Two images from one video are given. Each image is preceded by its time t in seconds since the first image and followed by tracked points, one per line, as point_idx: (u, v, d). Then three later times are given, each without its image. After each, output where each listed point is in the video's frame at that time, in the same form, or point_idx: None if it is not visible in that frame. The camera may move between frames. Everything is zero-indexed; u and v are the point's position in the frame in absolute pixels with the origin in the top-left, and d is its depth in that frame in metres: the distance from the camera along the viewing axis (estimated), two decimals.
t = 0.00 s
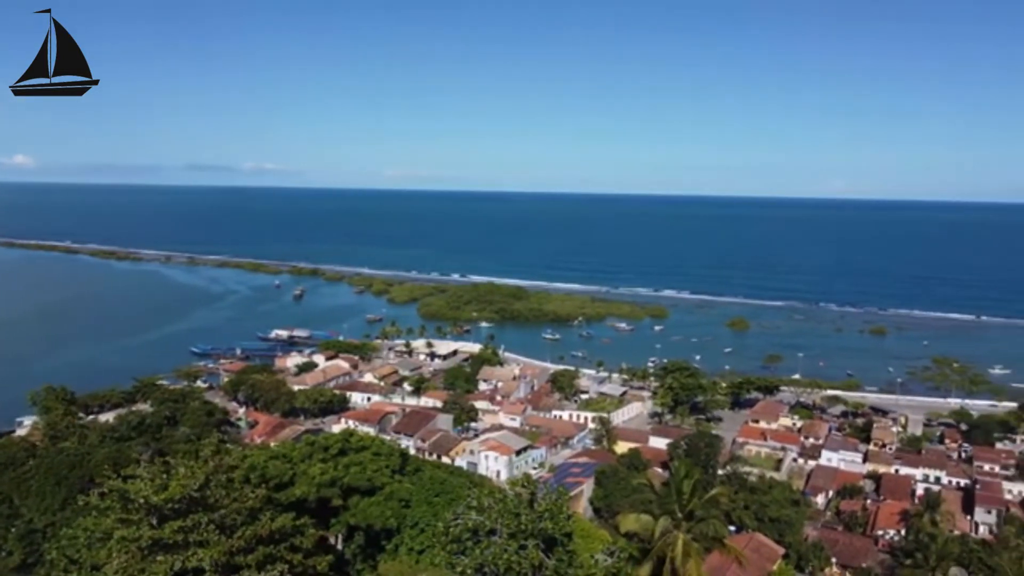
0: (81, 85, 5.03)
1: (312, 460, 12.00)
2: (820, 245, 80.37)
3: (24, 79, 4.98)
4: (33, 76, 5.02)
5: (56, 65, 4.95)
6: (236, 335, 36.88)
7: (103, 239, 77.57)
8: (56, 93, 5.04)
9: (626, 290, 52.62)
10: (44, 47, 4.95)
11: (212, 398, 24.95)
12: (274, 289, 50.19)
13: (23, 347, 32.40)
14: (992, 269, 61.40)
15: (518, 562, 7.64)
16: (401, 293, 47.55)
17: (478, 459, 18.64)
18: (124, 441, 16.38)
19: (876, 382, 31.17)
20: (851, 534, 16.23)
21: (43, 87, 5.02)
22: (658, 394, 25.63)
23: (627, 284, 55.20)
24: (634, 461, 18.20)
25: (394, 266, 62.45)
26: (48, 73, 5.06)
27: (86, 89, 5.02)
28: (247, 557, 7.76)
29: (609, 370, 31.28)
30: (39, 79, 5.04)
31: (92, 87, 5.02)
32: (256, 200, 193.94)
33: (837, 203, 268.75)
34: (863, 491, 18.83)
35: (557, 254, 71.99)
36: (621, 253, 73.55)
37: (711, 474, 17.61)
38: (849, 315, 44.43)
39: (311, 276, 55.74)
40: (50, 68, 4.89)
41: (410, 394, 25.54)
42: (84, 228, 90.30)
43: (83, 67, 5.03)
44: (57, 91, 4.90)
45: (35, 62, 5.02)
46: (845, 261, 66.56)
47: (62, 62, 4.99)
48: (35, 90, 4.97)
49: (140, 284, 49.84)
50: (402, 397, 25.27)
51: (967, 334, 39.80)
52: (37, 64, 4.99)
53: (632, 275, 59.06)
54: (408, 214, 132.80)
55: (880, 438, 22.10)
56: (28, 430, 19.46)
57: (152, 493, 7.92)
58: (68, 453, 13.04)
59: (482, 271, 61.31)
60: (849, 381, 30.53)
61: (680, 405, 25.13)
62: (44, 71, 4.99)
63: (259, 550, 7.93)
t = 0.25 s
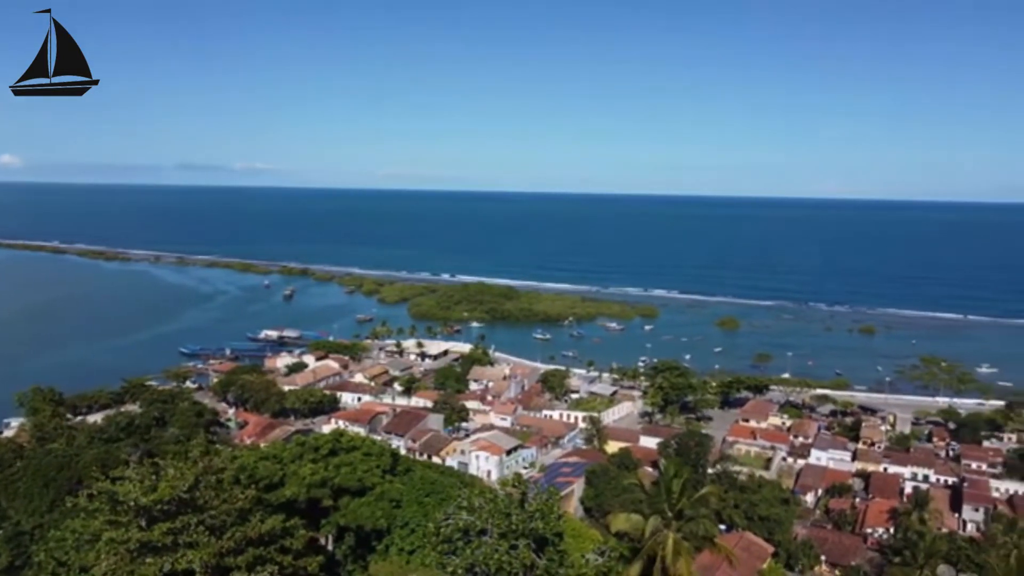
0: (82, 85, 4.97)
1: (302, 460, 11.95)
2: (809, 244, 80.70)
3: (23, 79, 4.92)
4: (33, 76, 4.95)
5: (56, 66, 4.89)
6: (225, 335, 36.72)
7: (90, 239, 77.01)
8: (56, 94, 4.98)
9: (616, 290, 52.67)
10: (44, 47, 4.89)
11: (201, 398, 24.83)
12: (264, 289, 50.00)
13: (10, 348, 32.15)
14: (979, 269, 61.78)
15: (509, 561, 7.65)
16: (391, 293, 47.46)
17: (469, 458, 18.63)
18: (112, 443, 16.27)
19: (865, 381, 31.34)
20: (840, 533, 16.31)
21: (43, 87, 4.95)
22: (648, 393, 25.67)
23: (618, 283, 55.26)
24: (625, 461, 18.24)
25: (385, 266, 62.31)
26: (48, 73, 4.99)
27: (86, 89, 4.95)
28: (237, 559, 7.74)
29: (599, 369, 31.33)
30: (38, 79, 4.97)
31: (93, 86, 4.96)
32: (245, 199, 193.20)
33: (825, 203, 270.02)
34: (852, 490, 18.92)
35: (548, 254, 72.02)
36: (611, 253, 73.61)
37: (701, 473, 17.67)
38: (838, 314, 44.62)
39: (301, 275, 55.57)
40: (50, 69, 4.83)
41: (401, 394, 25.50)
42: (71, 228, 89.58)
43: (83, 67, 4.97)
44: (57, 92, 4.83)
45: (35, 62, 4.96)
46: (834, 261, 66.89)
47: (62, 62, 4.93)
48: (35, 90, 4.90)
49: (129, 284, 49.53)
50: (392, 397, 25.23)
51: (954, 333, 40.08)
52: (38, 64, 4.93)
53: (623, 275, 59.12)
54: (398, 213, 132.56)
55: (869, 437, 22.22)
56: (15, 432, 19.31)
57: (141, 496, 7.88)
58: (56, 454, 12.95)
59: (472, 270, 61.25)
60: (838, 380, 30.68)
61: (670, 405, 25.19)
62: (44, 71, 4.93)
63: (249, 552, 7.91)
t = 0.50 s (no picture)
0: (82, 85, 5.01)
1: (291, 461, 11.91)
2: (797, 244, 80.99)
3: (23, 79, 4.96)
4: (33, 76, 4.99)
5: (56, 66, 4.93)
6: (213, 335, 36.54)
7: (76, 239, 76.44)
8: (56, 94, 5.02)
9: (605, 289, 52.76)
10: (44, 47, 4.94)
11: (189, 399, 24.69)
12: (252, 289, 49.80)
13: None
14: (966, 268, 62.20)
15: (499, 562, 7.63)
16: (380, 293, 47.36)
17: (459, 459, 18.62)
18: (98, 444, 16.17)
19: (852, 380, 31.53)
20: (828, 531, 16.38)
21: (43, 87, 4.99)
22: (637, 393, 25.72)
23: (607, 283, 55.33)
24: (614, 460, 18.28)
25: (374, 266, 62.18)
26: (48, 72, 5.04)
27: (86, 89, 4.99)
28: (225, 560, 7.70)
29: (588, 369, 31.37)
30: (38, 79, 5.01)
31: (93, 86, 4.99)
32: (233, 199, 192.29)
33: (813, 202, 271.33)
34: (839, 488, 19.02)
35: (537, 254, 72.05)
36: (600, 252, 73.72)
37: (689, 472, 17.72)
38: (826, 313, 44.86)
39: (289, 276, 55.37)
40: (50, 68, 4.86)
41: (390, 394, 25.45)
42: (55, 228, 88.86)
43: (84, 68, 5.02)
44: (59, 92, 4.87)
45: (35, 62, 4.99)
46: (821, 260, 67.27)
47: (63, 63, 4.98)
48: (35, 90, 4.94)
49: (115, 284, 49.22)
50: (381, 397, 25.19)
51: (940, 331, 40.37)
52: (37, 64, 4.96)
53: (612, 274, 59.22)
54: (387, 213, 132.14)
55: (857, 436, 22.35)
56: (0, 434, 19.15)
57: (128, 498, 7.82)
58: (41, 456, 12.84)
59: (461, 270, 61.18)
60: (825, 379, 30.84)
61: (659, 404, 25.25)
62: (44, 71, 4.96)
63: (237, 553, 7.88)
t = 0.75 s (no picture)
0: (81, 84, 5.28)
1: (281, 462, 11.87)
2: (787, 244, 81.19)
3: (24, 79, 5.24)
4: (33, 75, 5.28)
5: (56, 66, 5.19)
6: (202, 336, 36.42)
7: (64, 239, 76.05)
8: (56, 92, 5.31)
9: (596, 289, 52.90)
10: (44, 48, 5.20)
11: (177, 400, 24.58)
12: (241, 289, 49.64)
13: None
14: (954, 268, 62.49)
15: (490, 562, 7.62)
16: (370, 293, 47.28)
17: (449, 459, 18.61)
18: (86, 446, 16.10)
19: (841, 379, 31.68)
20: (817, 529, 16.45)
21: (43, 87, 5.28)
22: (627, 392, 25.81)
23: (597, 283, 55.41)
24: (604, 459, 18.32)
25: (365, 266, 62.12)
26: (49, 72, 5.34)
27: (84, 88, 5.25)
28: (215, 562, 7.67)
29: (579, 369, 31.41)
30: (39, 78, 5.30)
31: (90, 86, 5.24)
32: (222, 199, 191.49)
33: (803, 202, 272.12)
34: (828, 487, 19.11)
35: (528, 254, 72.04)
36: (591, 252, 73.83)
37: (679, 471, 17.76)
38: (815, 313, 45.09)
39: (279, 276, 55.25)
40: (49, 68, 5.11)
41: (380, 394, 25.41)
42: (43, 228, 88.36)
43: (82, 68, 5.27)
44: (57, 91, 5.13)
45: (36, 63, 5.28)
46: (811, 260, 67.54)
47: (62, 64, 5.24)
48: (35, 90, 5.23)
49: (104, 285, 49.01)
50: (371, 398, 25.15)
51: (928, 330, 40.63)
52: (38, 64, 5.25)
53: (603, 274, 59.35)
54: (379, 214, 131.90)
55: (846, 434, 22.47)
56: None
57: (116, 500, 7.77)
58: (29, 458, 12.77)
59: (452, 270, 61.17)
60: (814, 378, 30.98)
61: (649, 404, 25.32)
62: (44, 72, 5.25)
63: (227, 554, 7.85)
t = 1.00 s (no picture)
0: (82, 85, 5.16)
1: (267, 463, 11.80)
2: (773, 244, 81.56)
3: (24, 80, 5.12)
4: (33, 76, 5.16)
5: (57, 65, 5.07)
6: (188, 337, 36.18)
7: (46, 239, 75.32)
8: (56, 93, 5.19)
9: (583, 289, 52.95)
10: (44, 48, 5.09)
11: (163, 401, 24.42)
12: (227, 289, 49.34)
13: None
14: (938, 267, 63.02)
15: (478, 562, 7.62)
16: (357, 293, 47.13)
17: (437, 459, 18.60)
18: (70, 448, 15.96)
19: (827, 378, 31.88)
20: (803, 527, 16.55)
21: (43, 87, 5.16)
22: (615, 391, 25.85)
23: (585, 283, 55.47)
24: (592, 458, 18.38)
25: (352, 266, 61.87)
26: (48, 72, 5.19)
27: (85, 89, 5.15)
28: (201, 564, 7.61)
29: (566, 368, 31.45)
30: (38, 78, 5.17)
31: (92, 87, 5.14)
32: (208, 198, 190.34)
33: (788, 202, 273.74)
34: (814, 485, 19.23)
35: (514, 254, 72.00)
36: (578, 252, 73.89)
37: (666, 471, 17.81)
38: (801, 312, 45.32)
39: (265, 276, 54.98)
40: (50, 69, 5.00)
41: (367, 395, 25.35)
42: (26, 228, 87.46)
43: (83, 68, 5.16)
44: (58, 92, 5.02)
45: (35, 62, 5.16)
46: (796, 259, 67.88)
47: (62, 63, 5.13)
48: (35, 90, 5.11)
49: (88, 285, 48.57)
50: (358, 398, 25.10)
51: (912, 330, 40.95)
52: (38, 65, 5.13)
53: (590, 274, 59.40)
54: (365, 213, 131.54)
55: (831, 433, 22.61)
56: None
57: (101, 502, 7.71)
58: (12, 461, 12.66)
59: (439, 270, 61.03)
60: (800, 377, 31.14)
61: (637, 403, 25.41)
62: (44, 71, 5.12)
63: (213, 556, 7.80)
